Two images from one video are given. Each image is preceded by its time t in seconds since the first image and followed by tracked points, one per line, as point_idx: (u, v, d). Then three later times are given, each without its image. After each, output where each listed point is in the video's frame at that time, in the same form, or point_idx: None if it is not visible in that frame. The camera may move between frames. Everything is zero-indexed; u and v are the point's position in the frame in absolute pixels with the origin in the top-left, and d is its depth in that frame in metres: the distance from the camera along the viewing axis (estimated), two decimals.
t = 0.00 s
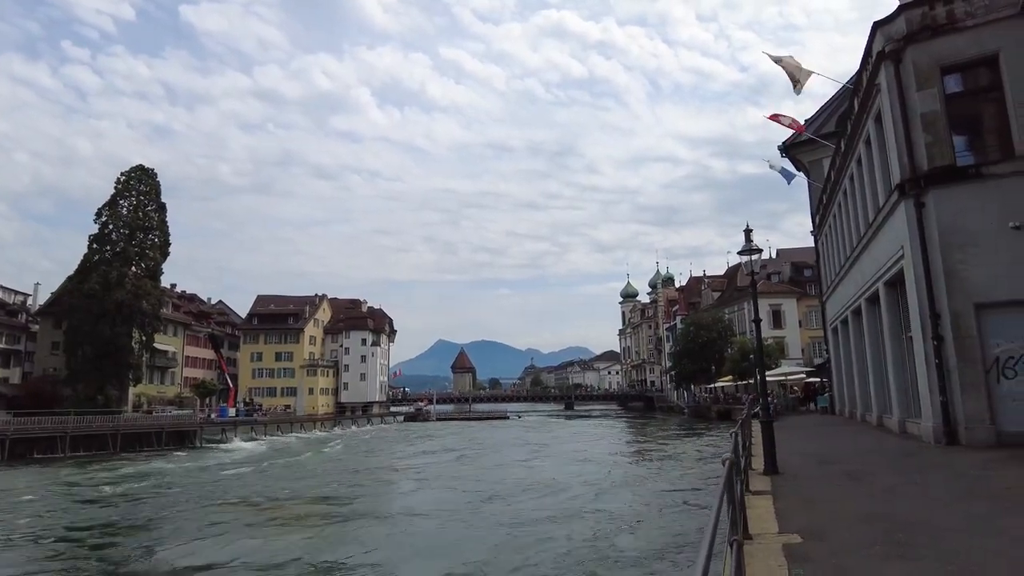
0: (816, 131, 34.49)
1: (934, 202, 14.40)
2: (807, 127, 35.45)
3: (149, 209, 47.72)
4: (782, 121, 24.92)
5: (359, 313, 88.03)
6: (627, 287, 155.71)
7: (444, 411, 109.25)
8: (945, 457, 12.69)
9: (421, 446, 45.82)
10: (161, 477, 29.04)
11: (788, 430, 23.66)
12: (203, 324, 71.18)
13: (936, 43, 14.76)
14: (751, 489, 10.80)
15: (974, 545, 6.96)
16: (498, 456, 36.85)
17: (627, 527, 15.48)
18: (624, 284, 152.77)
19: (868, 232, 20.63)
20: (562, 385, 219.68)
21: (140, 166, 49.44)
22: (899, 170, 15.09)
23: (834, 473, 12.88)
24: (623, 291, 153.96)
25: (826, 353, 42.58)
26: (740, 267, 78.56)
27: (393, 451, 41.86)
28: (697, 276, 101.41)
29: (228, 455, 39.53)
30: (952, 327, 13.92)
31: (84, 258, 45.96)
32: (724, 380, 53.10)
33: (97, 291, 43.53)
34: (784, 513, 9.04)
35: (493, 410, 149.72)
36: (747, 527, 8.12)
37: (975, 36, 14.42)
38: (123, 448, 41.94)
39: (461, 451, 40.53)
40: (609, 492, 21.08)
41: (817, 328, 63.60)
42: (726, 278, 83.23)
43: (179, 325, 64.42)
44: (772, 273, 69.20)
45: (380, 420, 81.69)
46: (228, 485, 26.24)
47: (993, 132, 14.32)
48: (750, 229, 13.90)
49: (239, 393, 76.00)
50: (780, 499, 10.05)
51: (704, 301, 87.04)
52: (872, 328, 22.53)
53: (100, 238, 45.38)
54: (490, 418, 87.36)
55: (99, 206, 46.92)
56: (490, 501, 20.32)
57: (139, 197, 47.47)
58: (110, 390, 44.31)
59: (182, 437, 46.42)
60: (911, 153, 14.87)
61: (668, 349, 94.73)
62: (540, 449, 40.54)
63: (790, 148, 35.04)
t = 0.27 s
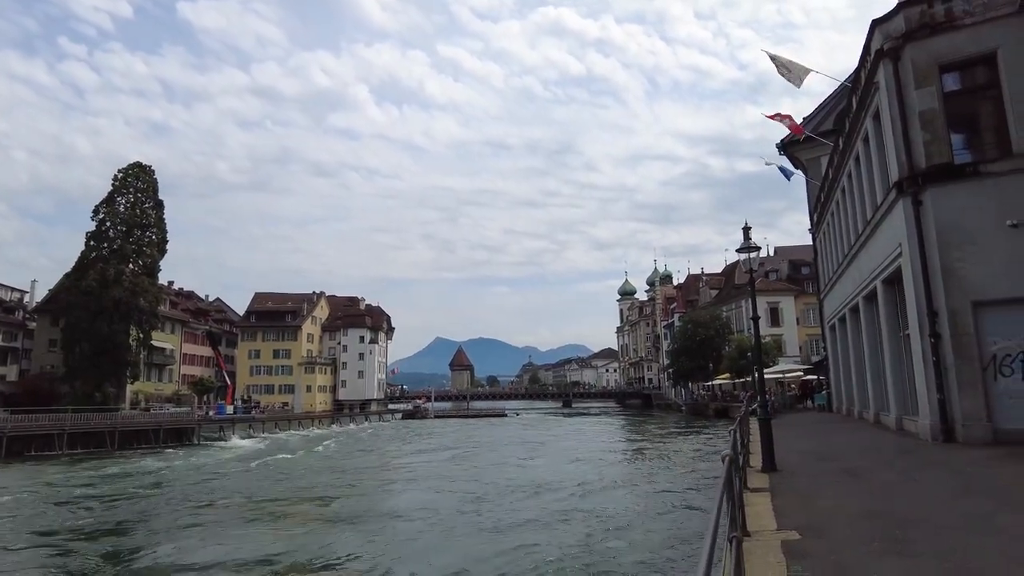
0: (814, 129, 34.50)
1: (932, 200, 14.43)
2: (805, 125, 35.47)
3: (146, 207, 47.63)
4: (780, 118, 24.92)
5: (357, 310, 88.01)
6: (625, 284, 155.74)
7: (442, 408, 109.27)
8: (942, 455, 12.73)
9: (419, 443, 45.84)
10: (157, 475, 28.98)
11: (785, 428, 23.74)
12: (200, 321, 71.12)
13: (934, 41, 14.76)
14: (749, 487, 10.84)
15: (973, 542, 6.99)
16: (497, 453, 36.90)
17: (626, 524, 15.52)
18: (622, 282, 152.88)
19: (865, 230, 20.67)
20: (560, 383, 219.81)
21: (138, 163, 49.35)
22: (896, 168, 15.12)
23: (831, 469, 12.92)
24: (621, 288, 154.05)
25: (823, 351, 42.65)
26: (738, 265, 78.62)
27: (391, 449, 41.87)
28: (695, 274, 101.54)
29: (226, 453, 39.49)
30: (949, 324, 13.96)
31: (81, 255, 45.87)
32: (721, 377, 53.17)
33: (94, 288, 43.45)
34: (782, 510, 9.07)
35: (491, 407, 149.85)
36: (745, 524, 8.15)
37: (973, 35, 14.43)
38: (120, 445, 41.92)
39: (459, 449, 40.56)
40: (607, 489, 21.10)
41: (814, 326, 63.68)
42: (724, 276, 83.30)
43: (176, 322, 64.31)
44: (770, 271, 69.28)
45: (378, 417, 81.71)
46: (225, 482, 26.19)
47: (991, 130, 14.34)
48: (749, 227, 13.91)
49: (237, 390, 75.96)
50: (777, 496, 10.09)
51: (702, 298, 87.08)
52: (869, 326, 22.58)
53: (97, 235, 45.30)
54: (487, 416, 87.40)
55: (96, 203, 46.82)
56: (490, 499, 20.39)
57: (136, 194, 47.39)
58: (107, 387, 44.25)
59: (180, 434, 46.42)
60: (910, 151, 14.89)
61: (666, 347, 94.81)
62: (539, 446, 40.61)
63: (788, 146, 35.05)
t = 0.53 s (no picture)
0: (812, 127, 34.50)
1: (930, 197, 14.45)
2: (804, 122, 35.45)
3: (144, 203, 47.54)
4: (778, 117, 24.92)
5: (356, 307, 87.99)
6: (623, 282, 155.79)
7: (441, 405, 109.33)
8: (939, 452, 12.77)
9: (418, 440, 45.85)
10: (155, 472, 28.94)
11: (783, 425, 23.78)
12: (199, 318, 71.07)
13: (933, 38, 14.77)
14: (748, 484, 10.86)
15: (967, 538, 7.03)
16: (496, 450, 36.95)
17: (626, 521, 15.54)
18: (621, 279, 152.98)
19: (864, 227, 20.69)
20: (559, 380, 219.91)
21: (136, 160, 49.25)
22: (895, 166, 15.13)
23: (827, 466, 12.98)
24: (619, 286, 154.11)
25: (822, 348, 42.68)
26: (737, 262, 78.61)
27: (391, 445, 41.91)
28: (694, 271, 101.59)
29: (224, 450, 39.48)
30: (947, 322, 13.98)
31: (79, 252, 45.79)
32: (720, 375, 53.24)
33: (92, 285, 43.37)
34: (781, 507, 9.09)
35: (490, 404, 149.94)
36: (745, 522, 8.16)
37: (972, 32, 14.45)
38: (119, 443, 41.91)
39: (458, 446, 40.62)
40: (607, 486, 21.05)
41: (813, 324, 63.74)
42: (723, 273, 83.31)
43: (175, 319, 64.28)
44: (769, 268, 69.31)
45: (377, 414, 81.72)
46: (222, 480, 26.05)
47: (990, 128, 14.37)
48: (747, 224, 13.90)
49: (236, 387, 75.92)
50: (776, 493, 10.12)
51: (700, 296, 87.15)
52: (868, 324, 22.62)
53: (95, 232, 45.23)
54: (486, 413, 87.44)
55: (94, 200, 46.73)
56: (489, 496, 20.44)
57: (134, 191, 47.30)
58: (106, 384, 44.21)
59: (178, 431, 46.43)
60: (908, 148, 14.90)
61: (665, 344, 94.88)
62: (538, 443, 40.70)
63: (787, 143, 35.04)
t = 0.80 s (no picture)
0: (812, 125, 34.51)
1: (929, 195, 14.45)
2: (804, 120, 35.44)
3: (143, 201, 47.49)
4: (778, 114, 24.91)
5: (355, 305, 88.00)
6: (622, 280, 155.85)
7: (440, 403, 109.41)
8: (938, 450, 12.78)
9: (417, 438, 45.85)
10: (154, 470, 28.91)
11: (781, 422, 23.83)
12: (198, 316, 71.04)
13: (934, 36, 14.76)
14: (748, 482, 10.86)
15: (966, 536, 7.04)
16: (495, 447, 37.01)
17: (626, 519, 15.53)
18: (620, 277, 153.06)
19: (863, 225, 20.70)
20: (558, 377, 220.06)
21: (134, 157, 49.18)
22: (894, 165, 15.13)
23: (826, 464, 13.00)
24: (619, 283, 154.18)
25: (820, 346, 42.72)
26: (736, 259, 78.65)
27: (390, 443, 41.99)
28: (693, 269, 101.65)
29: (223, 447, 39.50)
30: (946, 320, 14.00)
31: (77, 249, 45.75)
32: (718, 372, 53.29)
33: (90, 282, 43.33)
34: (780, 505, 9.11)
35: (489, 401, 150.11)
36: (744, 519, 8.17)
37: (972, 30, 14.44)
38: (118, 440, 41.92)
39: (457, 443, 40.67)
40: (607, 484, 21.02)
41: (811, 321, 63.82)
42: (722, 271, 83.37)
43: (174, 317, 64.27)
44: (768, 266, 69.36)
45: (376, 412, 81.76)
46: (221, 478, 25.96)
47: (989, 126, 14.38)
48: (747, 222, 13.89)
49: (235, 384, 75.89)
50: (775, 491, 10.12)
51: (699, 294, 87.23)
52: (867, 321, 22.65)
53: (94, 229, 45.17)
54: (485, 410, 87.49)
55: (92, 197, 46.67)
56: (489, 493, 20.46)
57: (132, 188, 47.25)
58: (104, 382, 44.20)
59: (177, 428, 46.45)
60: (908, 146, 14.88)
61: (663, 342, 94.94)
62: (537, 440, 40.72)
63: (786, 141, 35.03)
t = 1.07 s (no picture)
0: (812, 123, 34.50)
1: (930, 194, 14.43)
2: (804, 118, 35.43)
3: (142, 198, 47.43)
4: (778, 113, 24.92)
5: (354, 303, 87.99)
6: (621, 278, 155.90)
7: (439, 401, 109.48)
8: (937, 448, 12.79)
9: (415, 436, 45.84)
10: (154, 468, 28.85)
11: (780, 421, 23.86)
12: (197, 314, 71.00)
13: (934, 35, 14.74)
14: (746, 481, 10.88)
15: (966, 534, 7.04)
16: (495, 445, 37.02)
17: (625, 518, 15.55)
18: (619, 276, 153.16)
19: (863, 224, 20.68)
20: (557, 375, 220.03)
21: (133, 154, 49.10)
22: (894, 163, 15.11)
23: (824, 463, 13.02)
24: (618, 282, 154.26)
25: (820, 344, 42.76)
26: (735, 257, 78.69)
27: (390, 441, 42.01)
28: (692, 268, 101.75)
29: (222, 445, 39.56)
30: (945, 319, 14.00)
31: (75, 247, 45.64)
32: (718, 371, 53.31)
33: (89, 280, 43.26)
34: (780, 503, 9.12)
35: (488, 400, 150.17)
36: (744, 517, 8.18)
37: (973, 29, 14.42)
38: (116, 438, 41.89)
39: (456, 441, 40.66)
40: (605, 483, 20.99)
41: (810, 320, 63.88)
42: (721, 269, 83.46)
43: (173, 315, 64.23)
44: (767, 265, 69.39)
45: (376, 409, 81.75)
46: (220, 476, 25.89)
47: (989, 124, 14.36)
48: (747, 221, 13.88)
49: (234, 382, 75.84)
50: (773, 490, 10.13)
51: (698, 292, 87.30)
52: (866, 320, 22.66)
53: (93, 226, 45.12)
54: (484, 409, 87.57)
55: (91, 195, 46.56)
56: (488, 491, 20.47)
57: (131, 185, 47.18)
58: (103, 379, 44.16)
59: (176, 426, 46.46)
60: (908, 144, 14.87)
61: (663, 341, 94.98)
62: (536, 438, 40.75)
63: (786, 139, 35.00)
